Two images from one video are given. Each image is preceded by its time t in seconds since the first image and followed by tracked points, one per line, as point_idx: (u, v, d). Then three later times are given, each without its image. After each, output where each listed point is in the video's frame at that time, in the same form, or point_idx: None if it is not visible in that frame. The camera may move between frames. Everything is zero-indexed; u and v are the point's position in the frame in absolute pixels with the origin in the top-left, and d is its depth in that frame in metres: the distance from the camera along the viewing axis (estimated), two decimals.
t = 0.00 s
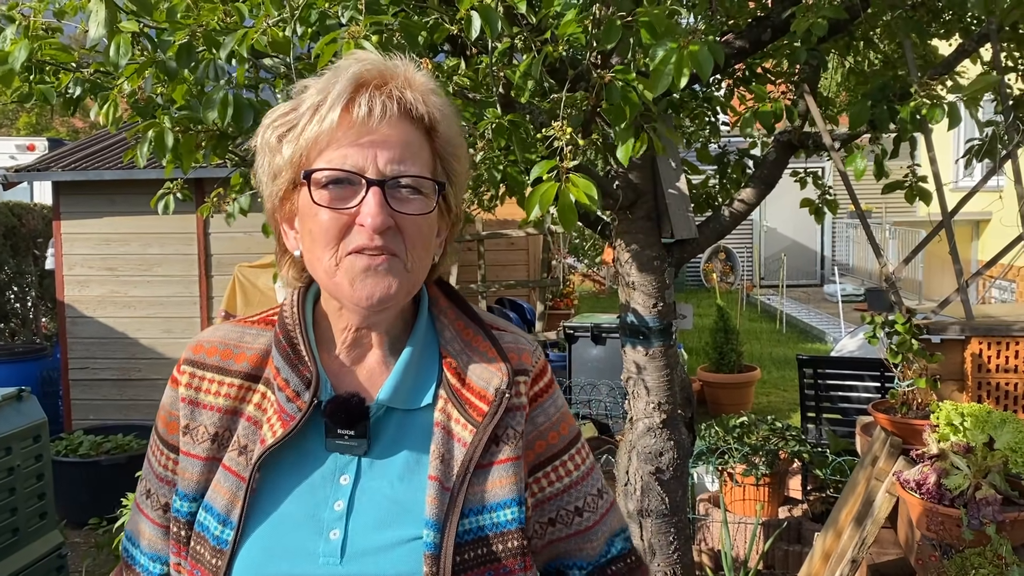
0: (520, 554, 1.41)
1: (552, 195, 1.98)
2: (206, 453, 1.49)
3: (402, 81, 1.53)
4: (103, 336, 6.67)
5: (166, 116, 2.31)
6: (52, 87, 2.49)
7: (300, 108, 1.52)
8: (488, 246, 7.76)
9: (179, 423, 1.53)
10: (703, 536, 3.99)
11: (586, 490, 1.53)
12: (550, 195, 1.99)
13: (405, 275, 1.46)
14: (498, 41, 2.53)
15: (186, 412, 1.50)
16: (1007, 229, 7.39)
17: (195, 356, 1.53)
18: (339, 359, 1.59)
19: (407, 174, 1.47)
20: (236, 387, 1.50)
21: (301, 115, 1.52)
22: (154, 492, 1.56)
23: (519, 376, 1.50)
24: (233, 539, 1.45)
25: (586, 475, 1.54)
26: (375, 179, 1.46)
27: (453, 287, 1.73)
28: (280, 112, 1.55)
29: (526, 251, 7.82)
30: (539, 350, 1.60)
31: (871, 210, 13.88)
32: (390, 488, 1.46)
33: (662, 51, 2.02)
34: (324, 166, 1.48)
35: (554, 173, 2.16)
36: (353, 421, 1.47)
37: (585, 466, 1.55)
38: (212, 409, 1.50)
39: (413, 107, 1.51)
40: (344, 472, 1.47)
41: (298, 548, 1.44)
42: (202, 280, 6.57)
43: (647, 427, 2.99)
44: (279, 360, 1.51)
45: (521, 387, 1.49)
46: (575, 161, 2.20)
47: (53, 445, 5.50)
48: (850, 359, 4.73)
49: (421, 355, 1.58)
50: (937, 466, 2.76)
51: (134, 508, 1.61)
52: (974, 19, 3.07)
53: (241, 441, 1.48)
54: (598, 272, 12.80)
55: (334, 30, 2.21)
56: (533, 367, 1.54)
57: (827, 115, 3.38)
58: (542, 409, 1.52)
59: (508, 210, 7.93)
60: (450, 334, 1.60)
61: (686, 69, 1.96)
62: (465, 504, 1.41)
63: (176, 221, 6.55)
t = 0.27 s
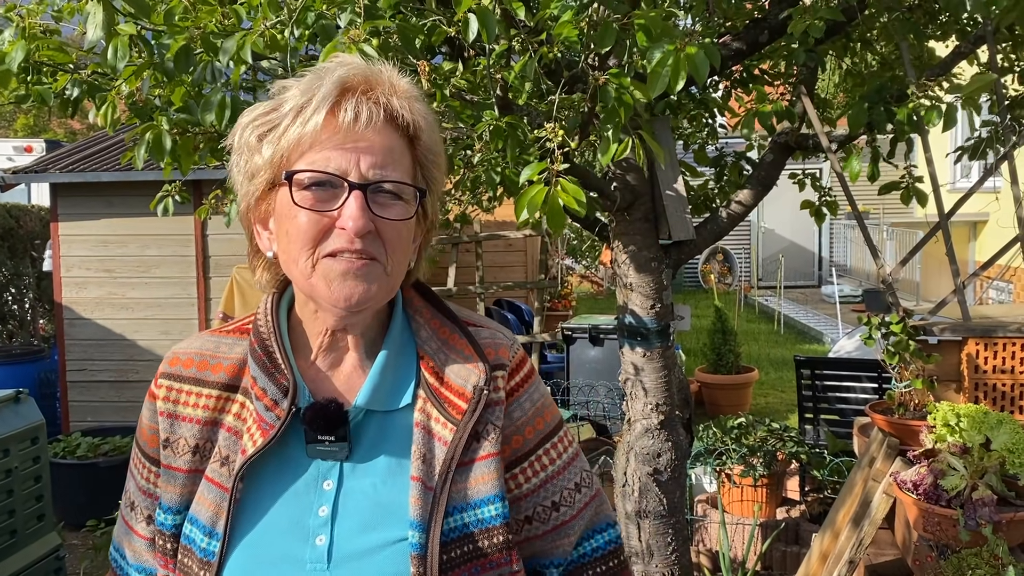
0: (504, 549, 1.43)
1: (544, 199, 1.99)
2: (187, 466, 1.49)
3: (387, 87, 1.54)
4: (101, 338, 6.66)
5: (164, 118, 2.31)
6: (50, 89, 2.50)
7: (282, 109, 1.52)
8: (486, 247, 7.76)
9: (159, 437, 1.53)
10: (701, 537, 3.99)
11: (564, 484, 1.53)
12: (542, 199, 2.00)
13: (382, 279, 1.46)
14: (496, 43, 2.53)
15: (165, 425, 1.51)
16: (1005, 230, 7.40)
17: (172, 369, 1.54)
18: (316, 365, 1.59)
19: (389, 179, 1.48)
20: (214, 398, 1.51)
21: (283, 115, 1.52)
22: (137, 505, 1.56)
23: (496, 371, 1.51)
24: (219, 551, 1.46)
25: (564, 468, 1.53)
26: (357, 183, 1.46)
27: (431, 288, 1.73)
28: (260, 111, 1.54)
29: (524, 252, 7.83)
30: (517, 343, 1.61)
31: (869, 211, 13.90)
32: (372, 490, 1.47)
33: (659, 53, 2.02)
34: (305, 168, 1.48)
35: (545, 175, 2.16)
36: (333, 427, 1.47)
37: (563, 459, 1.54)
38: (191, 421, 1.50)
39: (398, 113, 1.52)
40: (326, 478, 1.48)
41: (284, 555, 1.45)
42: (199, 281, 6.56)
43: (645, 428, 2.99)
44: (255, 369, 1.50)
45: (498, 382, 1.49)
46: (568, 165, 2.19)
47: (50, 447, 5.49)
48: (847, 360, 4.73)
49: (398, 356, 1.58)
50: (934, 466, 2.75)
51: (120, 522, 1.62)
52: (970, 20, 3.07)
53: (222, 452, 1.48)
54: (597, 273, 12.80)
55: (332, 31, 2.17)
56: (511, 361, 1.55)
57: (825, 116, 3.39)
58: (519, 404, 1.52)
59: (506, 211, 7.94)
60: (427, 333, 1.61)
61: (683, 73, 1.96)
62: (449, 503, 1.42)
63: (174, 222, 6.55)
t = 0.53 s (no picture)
0: (503, 548, 1.45)
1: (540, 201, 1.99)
2: (186, 471, 1.49)
3: (392, 93, 1.54)
4: (99, 339, 6.66)
5: (161, 120, 2.31)
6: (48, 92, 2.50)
7: (286, 111, 1.52)
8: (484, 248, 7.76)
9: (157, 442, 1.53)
10: (699, 538, 3.99)
11: (558, 484, 1.54)
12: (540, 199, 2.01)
13: (381, 283, 1.47)
14: (492, 44, 2.54)
15: (163, 430, 1.50)
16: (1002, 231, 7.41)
17: (169, 374, 1.53)
18: (315, 367, 1.59)
19: (390, 184, 1.48)
20: (212, 403, 1.50)
21: (286, 118, 1.52)
22: (136, 511, 1.56)
23: (494, 372, 1.52)
24: (220, 555, 1.46)
25: (558, 468, 1.55)
26: (359, 187, 1.46)
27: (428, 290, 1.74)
28: (262, 113, 1.55)
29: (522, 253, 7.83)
30: (513, 344, 1.62)
31: (866, 212, 13.91)
32: (372, 491, 1.47)
33: (654, 56, 2.03)
34: (307, 170, 1.48)
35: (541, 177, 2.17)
36: (333, 430, 1.48)
37: (558, 459, 1.56)
38: (190, 426, 1.50)
39: (401, 118, 1.52)
40: (326, 480, 1.48)
41: (285, 559, 1.46)
42: (197, 283, 6.56)
43: (643, 430, 3.00)
44: (253, 373, 1.50)
45: (496, 384, 1.50)
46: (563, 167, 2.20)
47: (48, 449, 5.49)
48: (845, 361, 4.73)
49: (396, 358, 1.58)
50: (930, 466, 2.75)
51: (117, 527, 1.62)
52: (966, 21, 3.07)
53: (221, 456, 1.48)
54: (595, 274, 12.81)
55: (329, 34, 2.17)
56: (508, 362, 1.56)
57: (822, 117, 3.39)
58: (516, 405, 1.53)
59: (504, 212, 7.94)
60: (424, 335, 1.61)
61: (678, 76, 1.98)
62: (449, 504, 1.43)
63: (172, 224, 6.54)
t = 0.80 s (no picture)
0: (519, 546, 1.45)
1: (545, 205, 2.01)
2: (200, 465, 1.47)
3: (420, 98, 1.55)
4: (98, 340, 6.66)
5: (158, 121, 2.31)
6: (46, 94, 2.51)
7: (314, 111, 1.52)
8: (482, 249, 7.77)
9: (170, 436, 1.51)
10: (698, 538, 4.00)
11: (574, 482, 1.56)
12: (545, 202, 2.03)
13: (401, 286, 1.47)
14: (490, 45, 2.54)
15: (178, 424, 1.49)
16: (999, 231, 7.42)
17: (185, 367, 1.51)
18: (332, 365, 1.60)
19: (414, 188, 1.49)
20: (228, 398, 1.50)
21: (314, 119, 1.52)
22: (144, 507, 1.53)
23: (510, 372, 1.54)
24: (236, 550, 1.45)
25: (573, 467, 1.57)
26: (383, 190, 1.47)
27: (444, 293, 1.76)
28: (290, 113, 1.54)
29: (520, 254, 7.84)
30: (526, 347, 1.65)
31: (864, 212, 13.93)
32: (389, 489, 1.48)
33: (650, 56, 2.03)
34: (333, 172, 1.48)
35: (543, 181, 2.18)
36: (353, 426, 1.49)
37: (573, 458, 1.58)
38: (205, 420, 1.48)
39: (427, 123, 1.53)
40: (343, 477, 1.48)
41: (302, 555, 1.45)
42: (196, 284, 6.56)
43: (641, 430, 3.00)
44: (272, 369, 1.50)
45: (512, 384, 1.52)
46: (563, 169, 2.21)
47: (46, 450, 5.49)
48: (843, 361, 4.75)
49: (413, 358, 1.60)
50: (927, 466, 2.76)
51: (118, 521, 1.59)
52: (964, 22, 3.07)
53: (236, 451, 1.47)
54: (593, 275, 12.82)
55: (328, 37, 2.18)
56: (522, 363, 1.58)
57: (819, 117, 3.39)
58: (531, 405, 1.56)
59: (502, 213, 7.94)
60: (440, 336, 1.63)
61: (673, 76, 1.99)
62: (465, 502, 1.44)
63: (170, 225, 6.54)
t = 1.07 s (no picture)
0: (518, 544, 1.45)
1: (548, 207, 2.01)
2: (201, 463, 1.47)
3: (419, 97, 1.55)
4: (97, 341, 6.65)
5: (156, 122, 2.31)
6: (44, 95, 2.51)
7: (315, 112, 1.52)
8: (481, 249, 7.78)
9: (172, 433, 1.50)
10: (697, 538, 4.00)
11: (575, 481, 1.57)
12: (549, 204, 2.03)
13: (403, 285, 1.47)
14: (489, 46, 2.54)
15: (179, 422, 1.48)
16: (997, 230, 7.43)
17: (186, 365, 1.51)
18: (333, 364, 1.60)
19: (414, 188, 1.49)
20: (229, 396, 1.50)
21: (316, 119, 1.52)
22: (144, 504, 1.53)
23: (511, 372, 1.55)
24: (237, 547, 1.44)
25: (574, 466, 1.57)
26: (385, 190, 1.47)
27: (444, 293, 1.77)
28: (291, 113, 1.54)
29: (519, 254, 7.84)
30: (526, 347, 1.65)
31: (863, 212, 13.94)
32: (390, 487, 1.48)
33: (650, 60, 2.04)
34: (334, 172, 1.48)
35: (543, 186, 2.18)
36: (354, 424, 1.49)
37: (573, 458, 1.58)
38: (207, 418, 1.48)
39: (427, 122, 1.53)
40: (344, 475, 1.48)
41: (302, 552, 1.45)
42: (195, 285, 6.56)
43: (640, 430, 3.00)
44: (274, 367, 1.50)
45: (512, 383, 1.53)
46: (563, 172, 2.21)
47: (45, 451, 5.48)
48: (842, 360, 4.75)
49: (414, 358, 1.60)
50: (925, 466, 2.77)
51: (118, 519, 1.58)
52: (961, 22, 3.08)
53: (238, 449, 1.47)
54: (592, 275, 12.82)
55: (327, 38, 2.18)
56: (522, 363, 1.59)
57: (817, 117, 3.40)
58: (531, 404, 1.56)
59: (501, 213, 7.94)
60: (441, 336, 1.64)
61: (672, 80, 1.99)
62: (465, 500, 1.44)
63: (169, 225, 6.54)
